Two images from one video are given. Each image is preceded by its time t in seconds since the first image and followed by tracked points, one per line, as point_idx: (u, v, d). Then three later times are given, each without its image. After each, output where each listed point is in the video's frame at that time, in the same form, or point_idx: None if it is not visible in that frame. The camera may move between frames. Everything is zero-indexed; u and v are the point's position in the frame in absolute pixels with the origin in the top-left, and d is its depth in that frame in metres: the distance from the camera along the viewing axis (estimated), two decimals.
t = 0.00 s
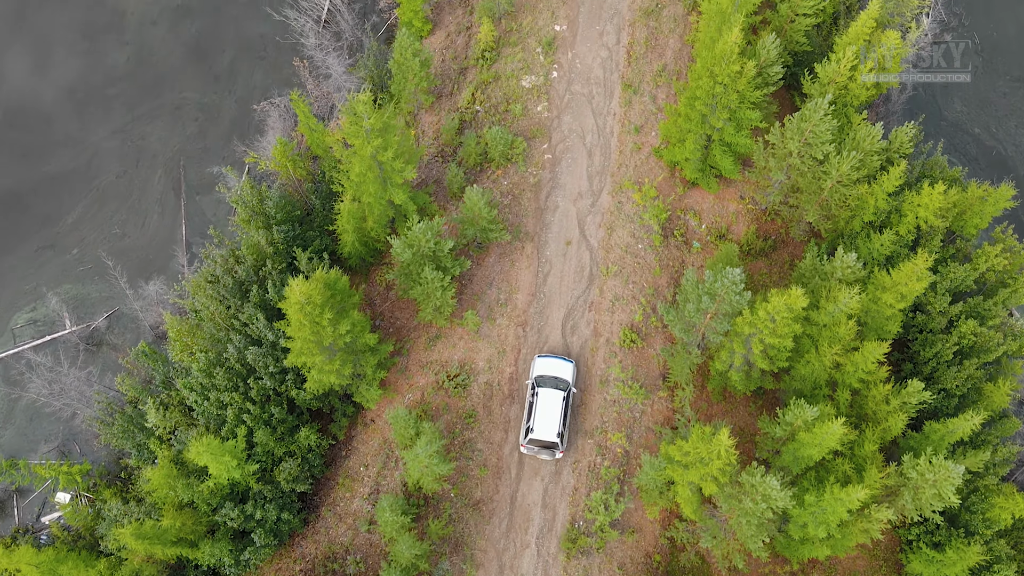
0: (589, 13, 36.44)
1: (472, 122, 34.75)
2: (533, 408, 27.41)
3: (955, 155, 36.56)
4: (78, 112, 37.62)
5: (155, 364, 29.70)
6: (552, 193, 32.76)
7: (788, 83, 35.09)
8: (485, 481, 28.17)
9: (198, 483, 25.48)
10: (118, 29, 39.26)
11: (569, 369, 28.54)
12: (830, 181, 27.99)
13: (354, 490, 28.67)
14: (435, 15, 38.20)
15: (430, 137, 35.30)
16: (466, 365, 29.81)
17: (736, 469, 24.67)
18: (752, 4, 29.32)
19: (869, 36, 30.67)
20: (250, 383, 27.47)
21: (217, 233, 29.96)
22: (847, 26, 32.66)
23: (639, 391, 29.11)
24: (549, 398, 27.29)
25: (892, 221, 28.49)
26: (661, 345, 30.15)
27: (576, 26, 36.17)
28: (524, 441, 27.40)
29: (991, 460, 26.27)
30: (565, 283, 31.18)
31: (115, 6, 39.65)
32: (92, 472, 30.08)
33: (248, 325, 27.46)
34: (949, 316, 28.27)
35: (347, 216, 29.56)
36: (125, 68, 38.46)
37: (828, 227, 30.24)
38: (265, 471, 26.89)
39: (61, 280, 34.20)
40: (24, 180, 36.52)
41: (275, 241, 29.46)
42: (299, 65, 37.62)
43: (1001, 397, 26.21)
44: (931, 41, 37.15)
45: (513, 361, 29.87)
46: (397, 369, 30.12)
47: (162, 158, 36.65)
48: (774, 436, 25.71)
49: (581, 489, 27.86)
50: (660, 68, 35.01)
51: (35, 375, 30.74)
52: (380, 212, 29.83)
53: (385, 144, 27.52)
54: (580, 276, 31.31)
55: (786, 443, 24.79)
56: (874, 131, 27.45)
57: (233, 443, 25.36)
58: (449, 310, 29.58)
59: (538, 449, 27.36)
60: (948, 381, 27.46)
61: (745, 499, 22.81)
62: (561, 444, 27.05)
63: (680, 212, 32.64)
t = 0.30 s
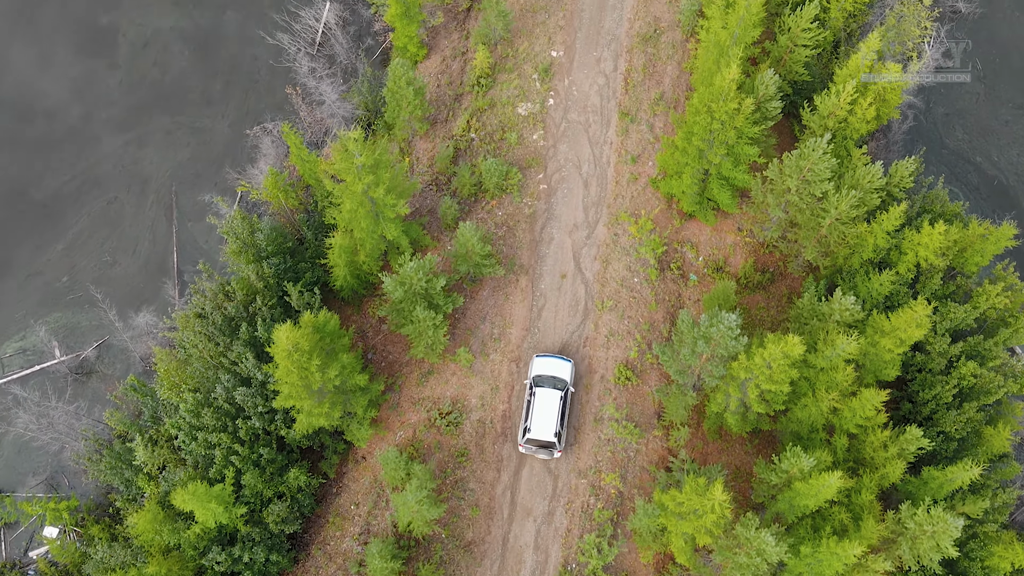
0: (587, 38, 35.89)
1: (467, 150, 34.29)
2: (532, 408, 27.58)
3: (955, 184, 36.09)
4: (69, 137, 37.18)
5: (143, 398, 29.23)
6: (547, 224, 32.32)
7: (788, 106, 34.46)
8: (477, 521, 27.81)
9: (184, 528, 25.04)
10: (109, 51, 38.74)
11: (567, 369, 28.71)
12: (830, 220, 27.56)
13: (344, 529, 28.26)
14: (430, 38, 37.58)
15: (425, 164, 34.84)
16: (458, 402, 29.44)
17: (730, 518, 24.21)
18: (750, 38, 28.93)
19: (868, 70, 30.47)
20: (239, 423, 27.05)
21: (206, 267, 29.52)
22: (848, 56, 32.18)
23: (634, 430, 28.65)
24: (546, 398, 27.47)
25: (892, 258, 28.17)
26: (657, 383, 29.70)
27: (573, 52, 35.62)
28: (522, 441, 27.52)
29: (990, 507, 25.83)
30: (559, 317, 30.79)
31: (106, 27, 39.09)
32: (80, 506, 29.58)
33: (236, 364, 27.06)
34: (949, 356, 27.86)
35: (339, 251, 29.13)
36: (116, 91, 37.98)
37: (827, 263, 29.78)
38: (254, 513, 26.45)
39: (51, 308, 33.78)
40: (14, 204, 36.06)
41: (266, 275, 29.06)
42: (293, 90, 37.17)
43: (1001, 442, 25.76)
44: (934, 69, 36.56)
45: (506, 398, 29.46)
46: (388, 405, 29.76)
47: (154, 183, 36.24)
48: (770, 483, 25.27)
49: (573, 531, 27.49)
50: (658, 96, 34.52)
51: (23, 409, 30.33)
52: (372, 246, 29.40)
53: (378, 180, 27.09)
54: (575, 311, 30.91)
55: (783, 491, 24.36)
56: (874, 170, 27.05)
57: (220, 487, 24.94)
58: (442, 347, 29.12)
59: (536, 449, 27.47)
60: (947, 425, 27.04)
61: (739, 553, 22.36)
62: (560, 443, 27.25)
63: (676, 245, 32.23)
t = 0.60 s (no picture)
0: (585, 65, 35.44)
1: (462, 180, 33.89)
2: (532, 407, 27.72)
3: (957, 216, 35.61)
4: (62, 160, 36.90)
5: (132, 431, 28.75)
6: (543, 257, 31.91)
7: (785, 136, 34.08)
8: (468, 563, 27.46)
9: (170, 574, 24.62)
10: (103, 73, 38.46)
11: (567, 369, 28.88)
12: (830, 261, 27.25)
13: (334, 569, 27.84)
14: (427, 63, 37.13)
15: (420, 193, 34.45)
16: (450, 440, 29.08)
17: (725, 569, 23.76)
18: (750, 73, 28.49)
19: (869, 104, 30.11)
20: (227, 464, 26.67)
21: (196, 300, 29.09)
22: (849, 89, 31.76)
23: (629, 470, 28.20)
24: (547, 399, 27.59)
25: (892, 299, 28.00)
26: (653, 421, 29.24)
27: (571, 79, 35.17)
28: (522, 439, 27.61)
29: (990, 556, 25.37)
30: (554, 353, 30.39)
31: (100, 49, 38.80)
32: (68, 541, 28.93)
33: (225, 403, 26.68)
34: (949, 399, 27.47)
35: (331, 287, 28.72)
36: (110, 114, 37.66)
37: (825, 301, 29.34)
38: (242, 556, 26.04)
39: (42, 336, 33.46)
40: (6, 228, 35.78)
41: (257, 309, 28.70)
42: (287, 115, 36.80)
43: (1002, 491, 25.32)
44: (937, 99, 36.09)
45: (499, 436, 29.09)
46: (380, 442, 29.43)
47: (147, 208, 35.88)
48: (766, 532, 24.82)
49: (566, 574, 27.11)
50: (657, 125, 34.07)
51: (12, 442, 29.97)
52: (364, 281, 29.02)
53: (370, 218, 26.72)
54: (570, 346, 30.51)
55: (779, 541, 23.90)
56: (875, 210, 26.66)
57: (206, 531, 24.52)
58: (435, 385, 28.66)
59: (536, 448, 27.59)
60: (947, 471, 26.62)
61: None
62: (559, 443, 27.41)
63: (674, 279, 31.82)
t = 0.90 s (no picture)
0: (584, 93, 35.00)
1: (458, 210, 33.50)
2: (532, 407, 27.89)
3: (959, 248, 35.14)
4: (55, 185, 36.60)
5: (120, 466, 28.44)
6: (538, 291, 31.53)
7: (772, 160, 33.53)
8: None
9: None
10: (97, 95, 38.07)
11: (567, 368, 28.97)
12: (829, 302, 26.91)
13: None
14: (424, 88, 36.69)
15: (415, 222, 34.05)
16: (443, 479, 28.76)
17: None
18: (749, 109, 28.09)
19: (871, 140, 29.64)
20: (215, 505, 26.31)
21: (186, 336, 28.73)
22: (850, 122, 31.37)
23: (623, 512, 27.80)
24: (545, 398, 27.79)
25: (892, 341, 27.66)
26: (648, 460, 28.81)
27: (569, 107, 34.70)
28: (521, 439, 27.81)
29: None
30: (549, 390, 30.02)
31: (94, 70, 38.39)
32: None
33: (214, 443, 26.33)
34: (948, 445, 27.05)
35: (323, 323, 28.35)
36: (104, 137, 37.31)
37: (824, 342, 28.93)
38: None
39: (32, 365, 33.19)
40: None
41: (248, 343, 28.42)
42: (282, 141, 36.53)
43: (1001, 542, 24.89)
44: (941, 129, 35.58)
45: (492, 475, 28.79)
46: (371, 479, 29.10)
47: (140, 234, 35.57)
48: None
49: None
50: (655, 156, 33.62)
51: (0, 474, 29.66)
52: (356, 318, 28.65)
53: (361, 258, 26.36)
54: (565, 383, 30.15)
55: None
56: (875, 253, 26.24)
57: None
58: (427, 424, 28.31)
59: (534, 447, 27.81)
60: (945, 519, 26.22)
61: None
62: (558, 443, 27.57)
63: (671, 314, 31.42)
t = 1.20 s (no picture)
0: (581, 121, 34.56)
1: (453, 241, 33.13)
2: (532, 407, 28.12)
3: (959, 282, 34.76)
4: (47, 209, 36.15)
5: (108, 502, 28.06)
6: (533, 325, 31.17)
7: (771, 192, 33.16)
8: None
9: None
10: (91, 117, 37.65)
11: (566, 369, 29.28)
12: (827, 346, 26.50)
13: None
14: (421, 114, 36.27)
15: (410, 251, 33.66)
16: (434, 518, 28.44)
17: None
18: (748, 146, 27.68)
19: (873, 178, 29.17)
20: (203, 547, 26.00)
21: (175, 372, 28.34)
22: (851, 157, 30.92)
23: (616, 554, 27.44)
24: (545, 399, 27.97)
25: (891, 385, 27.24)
26: (642, 500, 28.45)
27: (566, 136, 34.28)
28: (521, 439, 28.02)
29: None
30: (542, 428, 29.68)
31: (88, 91, 37.97)
32: None
33: (201, 484, 25.99)
34: (947, 492, 26.66)
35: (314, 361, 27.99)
36: (97, 160, 36.88)
37: (821, 382, 28.55)
38: None
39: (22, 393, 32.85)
40: None
41: (238, 379, 28.14)
42: (276, 167, 36.19)
43: None
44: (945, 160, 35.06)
45: (484, 514, 28.53)
46: (362, 517, 28.80)
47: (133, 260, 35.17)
48: None
49: None
50: (653, 187, 33.21)
51: None
52: (348, 355, 28.28)
53: (352, 296, 26.05)
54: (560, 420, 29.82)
55: None
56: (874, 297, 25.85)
57: None
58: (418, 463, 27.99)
59: (534, 447, 28.01)
60: (943, 568, 25.85)
61: None
62: (557, 443, 27.76)
63: (667, 349, 31.06)
